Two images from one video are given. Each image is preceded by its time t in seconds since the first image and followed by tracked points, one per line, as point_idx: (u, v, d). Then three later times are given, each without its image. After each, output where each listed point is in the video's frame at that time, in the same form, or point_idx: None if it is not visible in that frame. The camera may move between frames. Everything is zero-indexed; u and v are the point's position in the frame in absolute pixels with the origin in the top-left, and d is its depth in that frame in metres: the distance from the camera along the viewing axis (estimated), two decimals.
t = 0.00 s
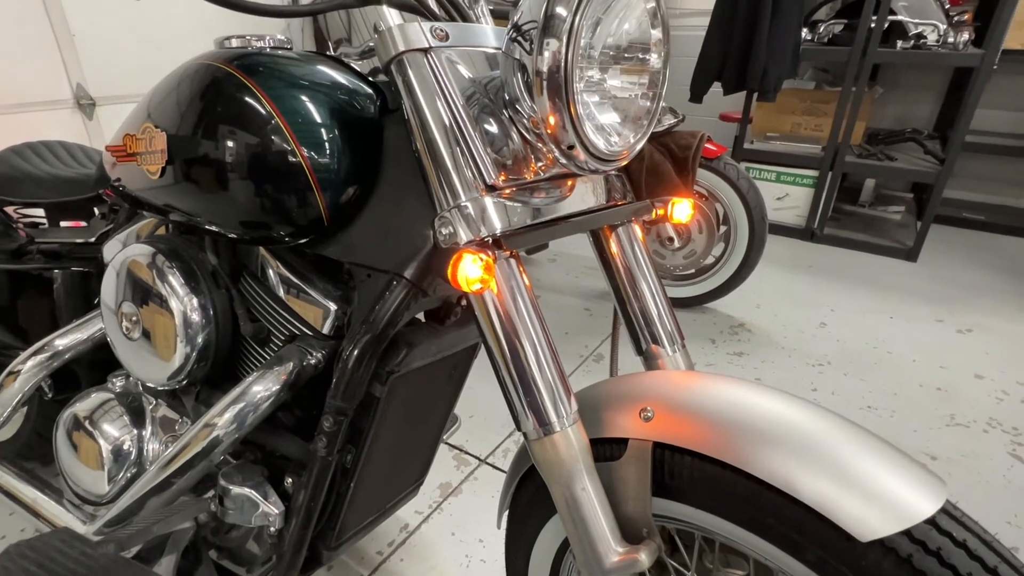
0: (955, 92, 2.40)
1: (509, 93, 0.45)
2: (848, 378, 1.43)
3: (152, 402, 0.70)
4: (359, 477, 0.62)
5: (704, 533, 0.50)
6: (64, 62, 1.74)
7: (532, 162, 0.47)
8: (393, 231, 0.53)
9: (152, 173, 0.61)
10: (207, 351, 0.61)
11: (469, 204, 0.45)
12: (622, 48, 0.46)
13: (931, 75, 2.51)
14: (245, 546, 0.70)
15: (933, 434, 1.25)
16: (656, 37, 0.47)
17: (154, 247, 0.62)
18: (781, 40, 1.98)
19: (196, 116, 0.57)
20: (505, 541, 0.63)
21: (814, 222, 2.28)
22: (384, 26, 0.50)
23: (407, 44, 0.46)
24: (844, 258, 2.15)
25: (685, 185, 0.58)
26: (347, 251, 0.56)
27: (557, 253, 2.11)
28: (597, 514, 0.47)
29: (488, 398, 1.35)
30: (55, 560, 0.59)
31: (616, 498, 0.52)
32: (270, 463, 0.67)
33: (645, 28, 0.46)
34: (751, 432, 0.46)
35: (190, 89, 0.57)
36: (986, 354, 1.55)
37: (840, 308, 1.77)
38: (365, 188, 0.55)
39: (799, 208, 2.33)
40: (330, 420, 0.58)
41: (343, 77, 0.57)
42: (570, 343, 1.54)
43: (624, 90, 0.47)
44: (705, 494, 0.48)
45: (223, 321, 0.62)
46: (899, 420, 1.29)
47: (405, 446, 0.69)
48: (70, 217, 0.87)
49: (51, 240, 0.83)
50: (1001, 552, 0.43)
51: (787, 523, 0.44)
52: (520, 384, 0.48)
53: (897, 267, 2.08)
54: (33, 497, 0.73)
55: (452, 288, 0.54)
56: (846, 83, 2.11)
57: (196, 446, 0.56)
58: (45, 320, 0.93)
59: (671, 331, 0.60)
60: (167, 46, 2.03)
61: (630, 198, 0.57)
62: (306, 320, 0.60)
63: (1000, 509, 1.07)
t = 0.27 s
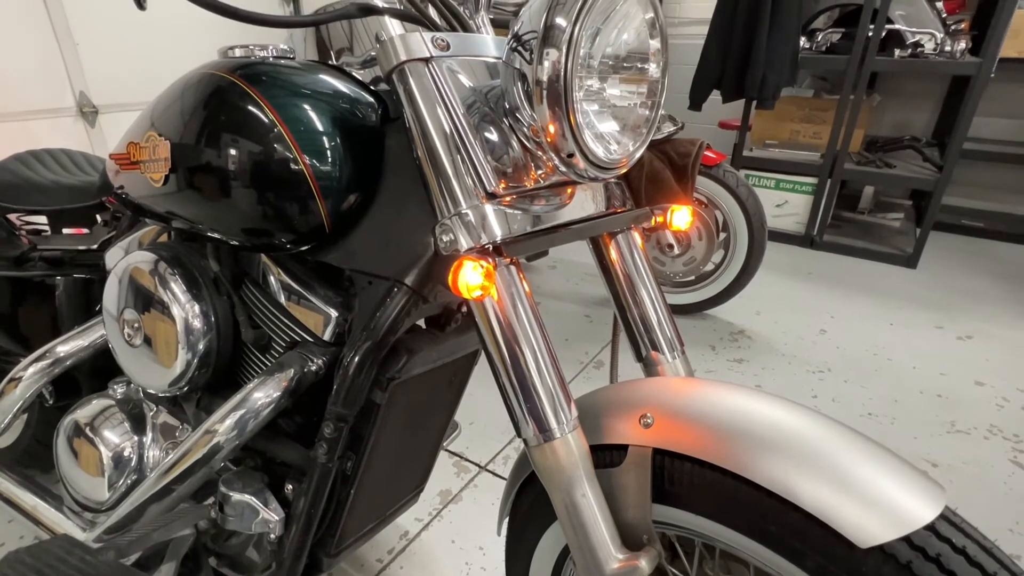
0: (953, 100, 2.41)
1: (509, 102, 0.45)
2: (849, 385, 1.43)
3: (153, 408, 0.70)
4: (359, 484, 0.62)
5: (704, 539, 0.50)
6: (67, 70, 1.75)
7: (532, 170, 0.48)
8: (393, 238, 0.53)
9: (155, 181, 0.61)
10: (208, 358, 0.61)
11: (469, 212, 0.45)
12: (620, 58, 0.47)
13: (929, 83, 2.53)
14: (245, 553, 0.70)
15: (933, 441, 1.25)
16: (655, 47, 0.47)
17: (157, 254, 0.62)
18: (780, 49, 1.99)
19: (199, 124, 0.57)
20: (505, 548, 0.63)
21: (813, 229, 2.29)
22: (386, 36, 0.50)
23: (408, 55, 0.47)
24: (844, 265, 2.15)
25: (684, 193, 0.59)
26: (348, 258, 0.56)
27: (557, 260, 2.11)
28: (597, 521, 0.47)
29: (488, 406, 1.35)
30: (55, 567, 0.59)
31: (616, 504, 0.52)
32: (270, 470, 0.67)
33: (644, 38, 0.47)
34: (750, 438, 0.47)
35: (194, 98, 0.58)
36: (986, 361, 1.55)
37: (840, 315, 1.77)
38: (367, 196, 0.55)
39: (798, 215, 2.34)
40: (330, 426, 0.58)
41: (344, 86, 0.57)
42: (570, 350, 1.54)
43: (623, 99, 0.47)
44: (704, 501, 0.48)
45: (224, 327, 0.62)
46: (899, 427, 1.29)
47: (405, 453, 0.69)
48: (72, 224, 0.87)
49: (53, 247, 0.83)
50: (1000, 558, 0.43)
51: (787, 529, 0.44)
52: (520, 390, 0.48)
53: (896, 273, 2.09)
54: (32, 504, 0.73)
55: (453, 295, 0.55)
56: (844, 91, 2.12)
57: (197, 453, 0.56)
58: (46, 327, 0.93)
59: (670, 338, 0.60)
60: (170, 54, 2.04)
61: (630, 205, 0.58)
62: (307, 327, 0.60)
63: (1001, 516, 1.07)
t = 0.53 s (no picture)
0: (955, 101, 2.41)
1: (511, 104, 0.45)
2: (851, 387, 1.42)
3: (155, 410, 0.70)
4: (361, 486, 0.62)
5: (706, 542, 0.50)
6: (70, 73, 1.76)
7: (533, 172, 0.48)
8: (395, 240, 0.53)
9: (157, 183, 0.61)
10: (210, 359, 0.62)
11: (470, 213, 0.45)
12: (622, 60, 0.46)
13: (931, 85, 2.53)
14: (246, 554, 0.70)
15: (936, 444, 1.24)
16: (656, 49, 0.47)
17: (159, 255, 0.62)
18: (781, 50, 1.99)
19: (201, 126, 0.57)
20: (506, 550, 0.63)
21: (815, 230, 2.28)
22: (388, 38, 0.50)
23: (410, 57, 0.47)
24: (846, 266, 2.15)
25: (686, 194, 0.59)
26: (350, 260, 0.56)
27: (559, 261, 2.11)
28: (599, 523, 0.47)
29: (489, 407, 1.35)
30: (56, 568, 0.59)
31: (618, 506, 0.52)
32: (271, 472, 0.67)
33: (645, 39, 0.47)
34: (752, 440, 0.47)
35: (197, 100, 0.58)
36: (989, 363, 1.54)
37: (842, 316, 1.76)
38: (368, 197, 0.55)
39: (800, 216, 2.34)
40: (331, 428, 0.58)
41: (346, 88, 0.57)
42: (571, 352, 1.54)
43: (624, 101, 0.47)
44: (706, 503, 0.48)
45: (226, 329, 0.62)
46: (902, 429, 1.28)
47: (406, 455, 0.69)
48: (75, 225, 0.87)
49: (57, 249, 0.84)
50: (1004, 561, 0.43)
51: (789, 532, 0.44)
52: (522, 392, 0.48)
53: (898, 275, 2.08)
54: (34, 506, 0.73)
55: (454, 297, 0.55)
56: (846, 92, 2.12)
57: (199, 454, 0.56)
58: (48, 329, 0.93)
59: (672, 339, 0.60)
60: (173, 57, 2.04)
61: (631, 207, 0.58)
62: (309, 328, 0.60)
63: (1004, 519, 1.06)
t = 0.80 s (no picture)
0: (955, 101, 2.41)
1: (510, 103, 0.45)
2: (851, 386, 1.42)
3: (154, 409, 0.70)
4: (360, 486, 0.62)
5: (705, 542, 0.50)
6: (69, 73, 1.76)
7: (533, 171, 0.48)
8: (395, 239, 0.53)
9: (156, 182, 0.61)
10: (209, 359, 0.61)
11: (470, 213, 0.45)
12: (622, 59, 0.46)
13: (930, 84, 2.53)
14: (246, 554, 0.70)
15: (935, 443, 1.24)
16: (656, 48, 0.47)
17: (158, 255, 0.62)
18: (781, 50, 1.99)
19: (201, 125, 0.57)
20: (506, 550, 0.63)
21: (815, 230, 2.28)
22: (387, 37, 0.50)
23: (409, 56, 0.47)
24: (845, 266, 2.15)
25: (686, 194, 0.58)
26: (350, 259, 0.56)
27: (558, 261, 2.11)
28: (599, 523, 0.47)
29: (489, 407, 1.35)
30: (56, 568, 0.59)
31: (618, 506, 0.52)
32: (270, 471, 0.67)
33: (645, 39, 0.47)
34: (752, 439, 0.47)
35: (196, 99, 0.58)
36: (989, 363, 1.54)
37: (842, 316, 1.76)
38: (368, 197, 0.55)
39: (800, 216, 2.34)
40: (331, 428, 0.58)
41: (346, 87, 0.57)
42: (571, 351, 1.54)
43: (624, 100, 0.47)
44: (706, 502, 0.48)
45: (225, 329, 0.62)
46: (902, 429, 1.28)
47: (406, 454, 0.69)
48: (75, 225, 0.87)
49: (55, 248, 0.84)
50: (1004, 561, 0.43)
51: (789, 532, 0.44)
52: (522, 392, 0.48)
53: (898, 275, 2.08)
54: (33, 505, 0.73)
55: (453, 296, 0.54)
56: (846, 92, 2.12)
57: (198, 454, 0.56)
58: (47, 328, 0.93)
59: (672, 339, 0.60)
60: (172, 57, 2.04)
61: (631, 207, 0.58)
62: (309, 328, 0.60)
63: (1004, 519, 1.06)
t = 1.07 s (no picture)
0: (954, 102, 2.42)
1: (510, 105, 0.45)
2: (851, 388, 1.42)
3: (154, 411, 0.70)
4: (360, 487, 0.62)
5: (706, 543, 0.50)
6: (71, 74, 1.76)
7: (533, 172, 0.48)
8: (395, 241, 0.53)
9: (157, 183, 0.61)
10: (209, 360, 0.61)
11: (470, 214, 0.45)
12: (622, 61, 0.46)
13: (930, 86, 2.53)
14: (246, 556, 0.69)
15: (935, 445, 1.24)
16: (656, 50, 0.47)
17: (159, 256, 0.62)
18: (781, 52, 1.99)
19: (201, 127, 0.57)
20: (505, 552, 0.63)
21: (815, 232, 2.28)
22: (387, 39, 0.50)
23: (409, 57, 0.47)
24: (846, 268, 2.15)
25: (686, 196, 0.59)
26: (350, 261, 0.56)
27: (558, 262, 2.11)
28: (599, 525, 0.47)
29: (489, 408, 1.35)
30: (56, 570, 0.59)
31: (618, 507, 0.52)
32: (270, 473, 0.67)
33: (645, 41, 0.47)
34: (752, 441, 0.47)
35: (196, 101, 0.58)
36: (989, 365, 1.54)
37: (842, 317, 1.76)
38: (368, 198, 0.55)
39: (800, 218, 2.34)
40: (331, 429, 0.58)
41: (346, 89, 0.57)
42: (571, 353, 1.54)
43: (624, 102, 0.47)
44: (706, 504, 0.48)
45: (225, 330, 0.62)
46: (902, 431, 1.28)
47: (406, 456, 0.69)
48: (75, 226, 0.86)
49: (56, 249, 0.84)
50: (1005, 563, 0.43)
51: (790, 533, 0.44)
52: (522, 393, 0.48)
53: (898, 276, 2.08)
54: (34, 507, 0.73)
55: (454, 298, 0.54)
56: (845, 94, 2.12)
57: (198, 455, 0.56)
58: (47, 330, 0.93)
59: (672, 340, 0.60)
60: (173, 59, 2.05)
61: (631, 209, 0.58)
62: (309, 329, 0.60)
63: (1005, 520, 1.06)
